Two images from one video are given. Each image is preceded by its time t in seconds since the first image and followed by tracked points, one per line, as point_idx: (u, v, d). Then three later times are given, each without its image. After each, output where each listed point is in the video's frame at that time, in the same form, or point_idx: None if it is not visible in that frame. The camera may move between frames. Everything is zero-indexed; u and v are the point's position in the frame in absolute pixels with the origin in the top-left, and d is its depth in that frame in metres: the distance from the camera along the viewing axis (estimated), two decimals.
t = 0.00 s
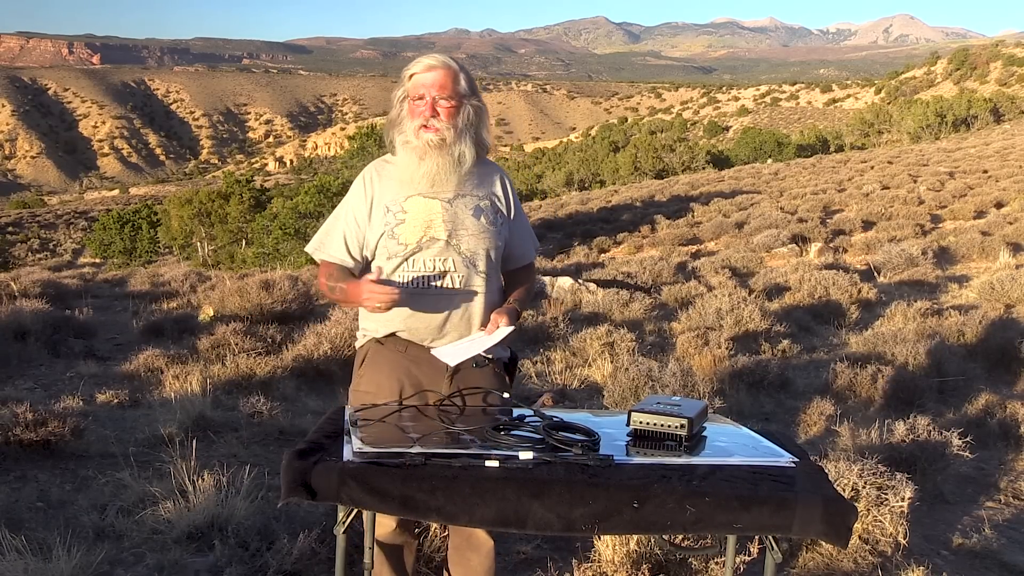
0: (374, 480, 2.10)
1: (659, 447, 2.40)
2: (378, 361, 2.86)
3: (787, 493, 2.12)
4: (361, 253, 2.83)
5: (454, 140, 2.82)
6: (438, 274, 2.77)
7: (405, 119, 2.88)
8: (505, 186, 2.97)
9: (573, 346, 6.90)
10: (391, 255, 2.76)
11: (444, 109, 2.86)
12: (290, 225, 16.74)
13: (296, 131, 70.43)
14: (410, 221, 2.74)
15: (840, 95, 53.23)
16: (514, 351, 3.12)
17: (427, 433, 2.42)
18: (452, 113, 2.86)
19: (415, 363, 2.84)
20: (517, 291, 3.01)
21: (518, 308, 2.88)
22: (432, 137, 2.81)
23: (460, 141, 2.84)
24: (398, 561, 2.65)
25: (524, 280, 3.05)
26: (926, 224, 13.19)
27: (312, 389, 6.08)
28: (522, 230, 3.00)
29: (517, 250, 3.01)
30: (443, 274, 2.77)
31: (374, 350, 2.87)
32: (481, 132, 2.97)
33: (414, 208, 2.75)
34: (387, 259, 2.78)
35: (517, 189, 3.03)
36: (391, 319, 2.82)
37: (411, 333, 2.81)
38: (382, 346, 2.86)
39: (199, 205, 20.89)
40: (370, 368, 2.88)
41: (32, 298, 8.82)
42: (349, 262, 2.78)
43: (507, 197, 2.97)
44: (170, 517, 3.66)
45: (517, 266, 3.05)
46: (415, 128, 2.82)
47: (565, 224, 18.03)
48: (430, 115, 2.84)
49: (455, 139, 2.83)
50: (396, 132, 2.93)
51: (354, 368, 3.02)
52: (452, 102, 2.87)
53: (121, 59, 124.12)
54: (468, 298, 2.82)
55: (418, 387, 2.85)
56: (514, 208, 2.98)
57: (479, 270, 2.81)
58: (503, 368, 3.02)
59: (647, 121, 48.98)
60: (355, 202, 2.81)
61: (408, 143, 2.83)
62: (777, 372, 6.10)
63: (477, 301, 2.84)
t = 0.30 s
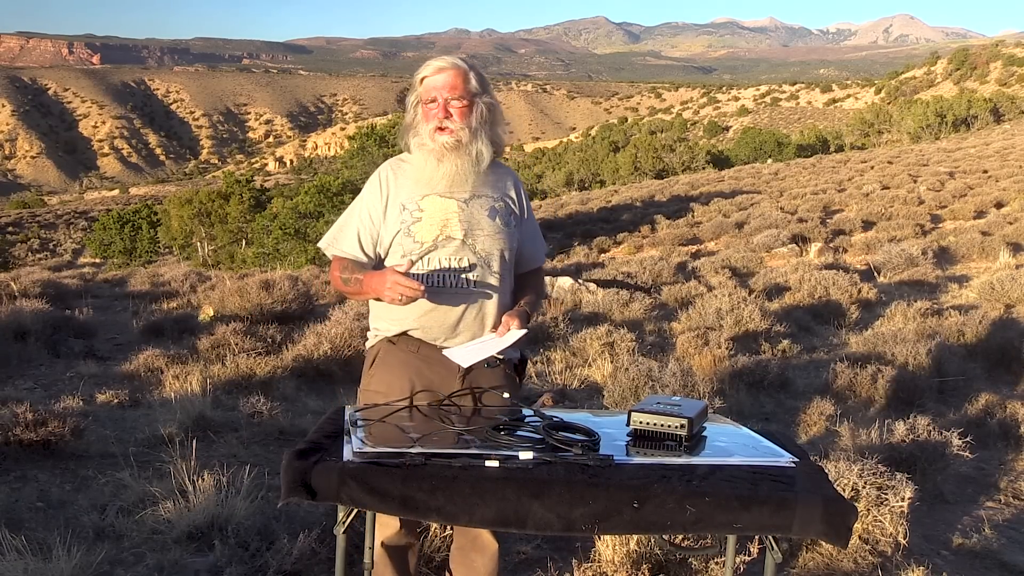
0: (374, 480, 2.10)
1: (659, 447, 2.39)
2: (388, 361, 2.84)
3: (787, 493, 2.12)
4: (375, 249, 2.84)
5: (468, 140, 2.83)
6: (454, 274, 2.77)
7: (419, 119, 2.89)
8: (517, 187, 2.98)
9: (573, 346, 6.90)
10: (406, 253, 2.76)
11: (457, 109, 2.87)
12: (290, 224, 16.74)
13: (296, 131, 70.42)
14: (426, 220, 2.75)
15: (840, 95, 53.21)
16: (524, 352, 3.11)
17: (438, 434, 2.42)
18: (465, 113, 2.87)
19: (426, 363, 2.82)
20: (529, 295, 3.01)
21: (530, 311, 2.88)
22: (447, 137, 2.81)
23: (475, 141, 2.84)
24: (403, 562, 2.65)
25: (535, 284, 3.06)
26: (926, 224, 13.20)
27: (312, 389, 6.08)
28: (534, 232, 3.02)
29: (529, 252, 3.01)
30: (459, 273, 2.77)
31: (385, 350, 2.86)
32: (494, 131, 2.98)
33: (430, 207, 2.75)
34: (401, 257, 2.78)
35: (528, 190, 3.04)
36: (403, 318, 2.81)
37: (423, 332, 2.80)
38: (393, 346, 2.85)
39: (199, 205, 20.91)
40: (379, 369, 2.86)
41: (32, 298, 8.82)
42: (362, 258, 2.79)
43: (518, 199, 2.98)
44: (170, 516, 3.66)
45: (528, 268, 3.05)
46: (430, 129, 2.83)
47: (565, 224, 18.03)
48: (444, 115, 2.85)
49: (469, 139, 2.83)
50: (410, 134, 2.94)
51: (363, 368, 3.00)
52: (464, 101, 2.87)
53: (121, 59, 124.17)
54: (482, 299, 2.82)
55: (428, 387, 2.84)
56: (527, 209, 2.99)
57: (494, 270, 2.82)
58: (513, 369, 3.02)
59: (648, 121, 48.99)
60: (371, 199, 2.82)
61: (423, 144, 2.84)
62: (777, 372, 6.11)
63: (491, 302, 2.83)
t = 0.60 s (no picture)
0: (374, 480, 2.10)
1: (659, 447, 2.40)
2: (397, 361, 2.85)
3: (787, 494, 2.12)
4: (382, 255, 2.83)
5: (471, 139, 2.82)
6: (461, 275, 2.76)
7: (423, 124, 2.89)
8: (525, 182, 2.97)
9: (573, 346, 6.90)
10: (414, 256, 2.75)
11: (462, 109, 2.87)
12: (290, 225, 16.75)
13: (296, 131, 70.40)
14: (432, 222, 2.73)
15: (840, 95, 53.20)
16: (535, 352, 3.10)
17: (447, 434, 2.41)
18: (468, 112, 2.88)
19: (434, 364, 2.82)
20: (540, 292, 2.99)
21: (540, 310, 2.86)
22: (452, 139, 2.81)
23: (479, 139, 2.84)
24: (407, 561, 2.65)
25: (545, 282, 3.03)
26: (926, 224, 13.20)
27: (312, 389, 6.08)
28: (543, 229, 3.00)
29: (538, 250, 2.99)
30: (466, 275, 2.76)
31: (394, 350, 2.86)
32: (498, 126, 2.98)
33: (435, 209, 2.74)
34: (408, 261, 2.77)
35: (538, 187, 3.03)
36: (411, 318, 2.81)
37: (433, 333, 2.80)
38: (403, 346, 2.85)
39: (199, 205, 20.90)
40: (389, 368, 2.88)
41: (32, 298, 8.82)
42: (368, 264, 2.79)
43: (526, 196, 2.96)
44: (170, 517, 3.66)
45: (538, 265, 3.03)
46: (435, 132, 2.83)
47: (565, 224, 18.04)
48: (447, 117, 2.85)
49: (473, 138, 2.82)
50: (414, 138, 2.94)
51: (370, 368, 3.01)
52: (466, 100, 2.88)
53: (121, 59, 124.22)
54: (492, 297, 2.81)
55: (436, 388, 2.83)
56: (535, 206, 2.98)
57: (502, 269, 2.80)
58: (522, 371, 3.01)
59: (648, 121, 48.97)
60: (377, 206, 2.82)
61: (429, 147, 2.83)
62: (777, 372, 6.11)
63: (501, 301, 2.82)
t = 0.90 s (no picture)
0: (374, 480, 2.10)
1: (659, 446, 2.40)
2: (398, 361, 2.87)
3: (787, 494, 2.12)
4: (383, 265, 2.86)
5: (458, 143, 2.80)
6: (459, 277, 2.75)
7: (411, 133, 2.89)
8: (522, 179, 2.93)
9: (573, 346, 6.90)
10: (412, 262, 2.77)
11: (445, 114, 2.85)
12: (290, 224, 16.75)
13: (296, 131, 70.39)
14: (428, 228, 2.74)
15: (839, 95, 53.21)
16: (538, 352, 3.10)
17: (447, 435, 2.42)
18: (454, 116, 2.85)
19: (434, 365, 2.83)
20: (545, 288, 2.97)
21: (542, 307, 2.82)
22: (438, 145, 2.80)
23: (468, 142, 2.82)
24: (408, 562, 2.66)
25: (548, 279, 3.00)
26: (926, 224, 13.19)
27: (312, 389, 6.08)
28: (543, 226, 2.96)
29: (539, 247, 2.96)
30: (466, 279, 2.75)
31: (396, 350, 2.88)
32: (487, 124, 2.94)
33: (430, 215, 2.75)
34: (408, 267, 2.79)
35: (536, 182, 2.98)
36: (411, 323, 2.82)
37: (432, 335, 2.81)
38: (405, 347, 2.87)
39: (199, 205, 20.90)
40: (390, 368, 2.89)
41: (32, 298, 8.82)
42: (369, 276, 2.82)
43: (525, 193, 2.92)
44: (170, 517, 3.66)
45: (540, 261, 3.00)
46: (423, 140, 2.83)
47: (565, 224, 18.04)
48: (433, 124, 2.84)
49: (459, 142, 2.80)
50: (405, 146, 2.94)
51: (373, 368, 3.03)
52: (450, 105, 2.85)
53: (121, 59, 124.23)
54: (491, 299, 2.79)
55: (437, 389, 2.84)
56: (534, 202, 2.93)
57: (501, 271, 2.79)
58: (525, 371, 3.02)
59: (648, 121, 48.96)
60: (374, 215, 2.84)
61: (419, 155, 2.84)
62: (777, 372, 6.11)
63: (501, 301, 2.80)
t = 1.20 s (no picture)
0: (373, 480, 2.10)
1: (658, 446, 2.40)
2: (392, 362, 2.87)
3: (787, 494, 2.12)
4: (376, 264, 2.85)
5: (453, 146, 2.80)
6: (451, 278, 2.75)
7: (406, 131, 2.90)
8: (515, 180, 2.93)
9: (572, 346, 6.90)
10: (404, 263, 2.77)
11: (443, 116, 2.85)
12: (290, 224, 16.77)
13: (296, 131, 70.40)
14: (420, 229, 2.74)
15: (839, 95, 53.20)
16: (532, 352, 3.10)
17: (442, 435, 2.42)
18: (451, 118, 2.86)
19: (428, 364, 2.84)
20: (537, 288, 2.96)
21: (534, 307, 2.82)
22: (432, 146, 2.80)
23: (462, 143, 2.83)
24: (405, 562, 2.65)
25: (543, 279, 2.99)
26: (926, 224, 13.20)
27: (312, 389, 6.08)
28: (537, 226, 2.96)
29: (532, 246, 2.95)
30: (457, 281, 2.75)
31: (389, 351, 2.88)
32: (482, 125, 2.94)
33: (423, 216, 2.75)
34: (400, 268, 2.79)
35: (529, 183, 2.98)
36: (403, 323, 2.82)
37: (425, 336, 2.81)
38: (398, 347, 2.87)
39: (199, 205, 20.90)
40: (385, 368, 2.89)
41: (32, 298, 8.82)
42: (361, 275, 2.82)
43: (518, 194, 2.92)
44: (170, 517, 3.66)
45: (534, 261, 3.00)
46: (418, 140, 2.84)
47: (565, 224, 18.05)
48: (429, 125, 2.83)
49: (454, 145, 2.81)
50: (400, 145, 2.95)
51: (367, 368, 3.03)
52: (448, 107, 2.84)
53: (121, 59, 124.22)
54: (483, 301, 2.79)
55: (432, 390, 2.84)
56: (528, 202, 2.93)
57: (494, 272, 2.78)
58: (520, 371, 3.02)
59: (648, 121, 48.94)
60: (366, 215, 2.84)
61: (413, 155, 2.84)
62: (777, 372, 6.11)
63: (493, 302, 2.80)
